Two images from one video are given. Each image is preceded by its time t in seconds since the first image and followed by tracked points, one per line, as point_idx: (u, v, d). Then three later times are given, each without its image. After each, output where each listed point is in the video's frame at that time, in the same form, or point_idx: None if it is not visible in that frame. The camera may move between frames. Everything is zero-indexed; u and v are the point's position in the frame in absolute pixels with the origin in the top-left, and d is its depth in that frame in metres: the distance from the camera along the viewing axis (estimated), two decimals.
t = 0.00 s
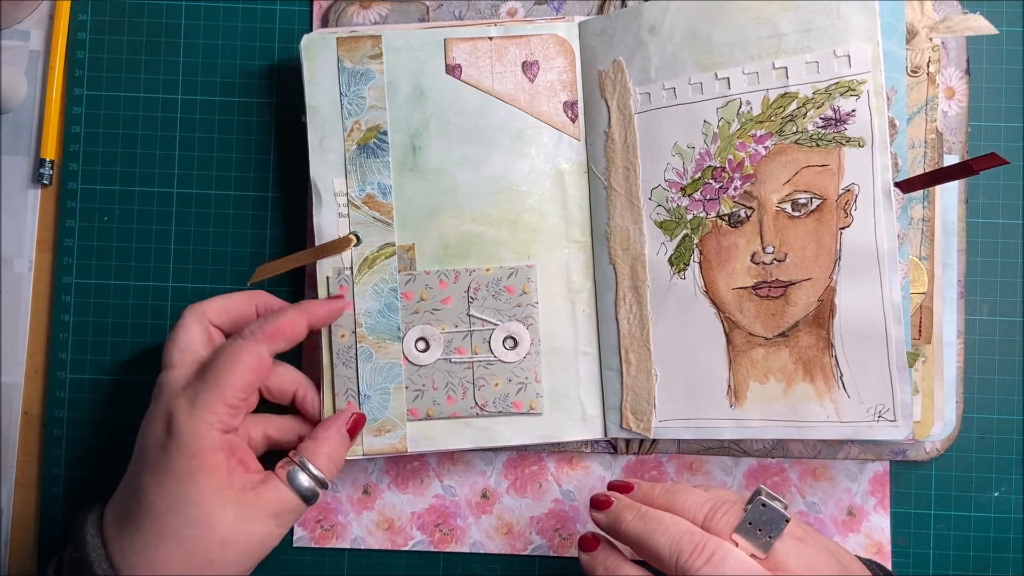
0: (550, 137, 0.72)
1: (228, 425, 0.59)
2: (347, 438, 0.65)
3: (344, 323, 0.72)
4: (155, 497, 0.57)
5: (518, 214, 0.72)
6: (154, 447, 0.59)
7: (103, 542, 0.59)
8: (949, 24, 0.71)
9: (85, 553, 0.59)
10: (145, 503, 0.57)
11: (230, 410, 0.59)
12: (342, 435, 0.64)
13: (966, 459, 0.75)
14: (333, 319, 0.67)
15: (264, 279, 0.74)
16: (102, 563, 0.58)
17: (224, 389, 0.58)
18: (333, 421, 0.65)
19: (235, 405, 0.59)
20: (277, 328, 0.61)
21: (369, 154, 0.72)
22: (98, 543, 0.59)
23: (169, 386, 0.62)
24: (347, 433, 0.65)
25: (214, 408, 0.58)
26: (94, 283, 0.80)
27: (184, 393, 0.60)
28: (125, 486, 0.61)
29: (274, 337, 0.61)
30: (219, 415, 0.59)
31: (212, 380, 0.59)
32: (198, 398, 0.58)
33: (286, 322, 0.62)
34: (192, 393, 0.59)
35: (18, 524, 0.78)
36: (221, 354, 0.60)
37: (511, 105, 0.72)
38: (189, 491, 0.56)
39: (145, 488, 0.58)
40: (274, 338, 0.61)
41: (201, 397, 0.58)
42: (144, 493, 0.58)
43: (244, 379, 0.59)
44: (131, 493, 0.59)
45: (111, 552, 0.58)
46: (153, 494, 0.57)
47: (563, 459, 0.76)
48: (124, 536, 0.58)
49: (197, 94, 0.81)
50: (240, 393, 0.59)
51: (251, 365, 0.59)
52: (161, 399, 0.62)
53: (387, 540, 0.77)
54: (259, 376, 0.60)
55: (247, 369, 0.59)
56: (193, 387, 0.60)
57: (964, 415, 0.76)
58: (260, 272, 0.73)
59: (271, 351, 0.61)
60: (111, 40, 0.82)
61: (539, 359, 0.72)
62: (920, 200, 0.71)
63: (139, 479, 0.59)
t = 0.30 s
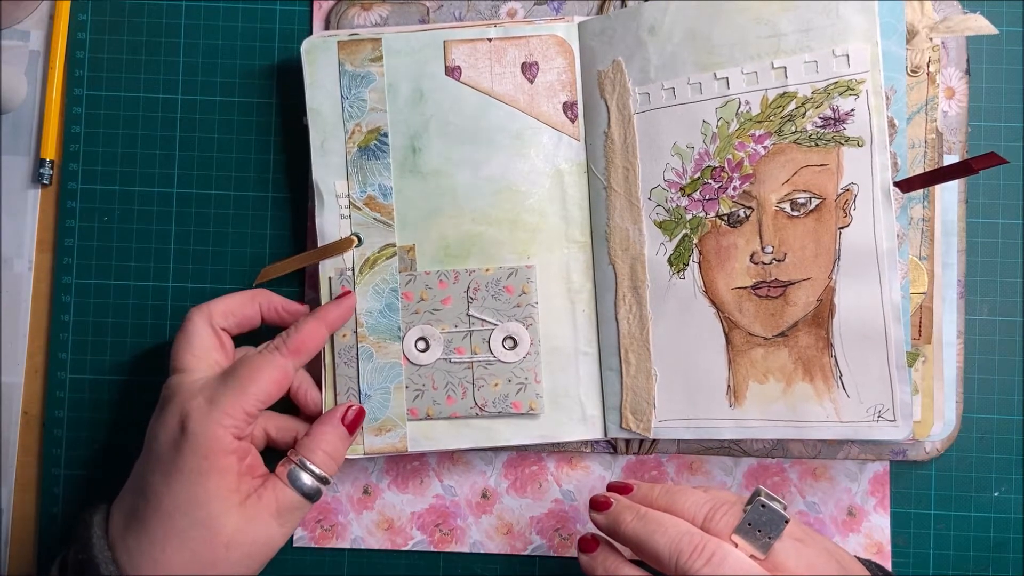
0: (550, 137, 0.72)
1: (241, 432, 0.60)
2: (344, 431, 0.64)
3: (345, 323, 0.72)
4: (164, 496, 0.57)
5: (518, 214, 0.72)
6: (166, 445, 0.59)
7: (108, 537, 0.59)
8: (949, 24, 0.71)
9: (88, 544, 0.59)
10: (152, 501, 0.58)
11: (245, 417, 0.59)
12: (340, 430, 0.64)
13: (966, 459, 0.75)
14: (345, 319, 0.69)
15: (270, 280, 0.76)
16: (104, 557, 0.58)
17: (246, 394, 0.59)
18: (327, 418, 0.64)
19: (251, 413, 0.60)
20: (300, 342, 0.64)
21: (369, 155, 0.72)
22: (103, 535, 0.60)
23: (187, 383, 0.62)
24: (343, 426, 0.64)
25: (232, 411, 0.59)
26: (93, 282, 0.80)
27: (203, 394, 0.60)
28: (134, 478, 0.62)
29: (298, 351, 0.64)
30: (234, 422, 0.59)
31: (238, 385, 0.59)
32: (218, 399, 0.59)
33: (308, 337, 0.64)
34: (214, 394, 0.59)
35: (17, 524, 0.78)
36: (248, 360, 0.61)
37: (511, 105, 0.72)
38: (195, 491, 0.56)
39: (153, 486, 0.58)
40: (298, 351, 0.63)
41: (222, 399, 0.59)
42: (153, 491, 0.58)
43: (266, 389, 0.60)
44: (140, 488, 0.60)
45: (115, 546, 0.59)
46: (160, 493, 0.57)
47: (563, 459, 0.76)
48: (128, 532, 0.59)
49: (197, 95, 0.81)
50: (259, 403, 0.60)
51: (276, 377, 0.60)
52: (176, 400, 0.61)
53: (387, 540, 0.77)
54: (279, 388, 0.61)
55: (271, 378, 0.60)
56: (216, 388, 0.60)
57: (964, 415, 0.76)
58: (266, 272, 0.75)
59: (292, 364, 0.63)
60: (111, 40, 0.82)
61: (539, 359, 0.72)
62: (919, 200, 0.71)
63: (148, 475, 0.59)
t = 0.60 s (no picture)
0: (550, 137, 0.72)
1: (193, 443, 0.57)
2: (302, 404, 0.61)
3: (345, 324, 0.72)
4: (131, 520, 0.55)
5: (518, 215, 0.72)
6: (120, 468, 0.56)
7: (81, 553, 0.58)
8: (949, 24, 0.71)
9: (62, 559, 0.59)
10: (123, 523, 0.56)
11: (193, 428, 0.57)
12: (296, 409, 0.60)
13: (966, 459, 0.75)
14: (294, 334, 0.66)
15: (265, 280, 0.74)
16: (81, 571, 0.57)
17: (187, 407, 0.55)
18: (280, 398, 0.60)
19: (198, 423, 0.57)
20: (242, 343, 0.59)
21: (369, 155, 0.72)
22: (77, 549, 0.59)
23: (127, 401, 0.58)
24: (299, 402, 0.60)
25: (176, 427, 0.55)
26: (94, 282, 0.80)
27: (144, 413, 0.56)
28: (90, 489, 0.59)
29: (236, 351, 0.59)
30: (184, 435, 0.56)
31: (180, 399, 0.55)
32: (160, 419, 0.55)
33: (251, 336, 0.60)
34: (156, 414, 0.55)
35: (17, 524, 0.78)
36: (183, 369, 0.57)
37: (511, 105, 0.72)
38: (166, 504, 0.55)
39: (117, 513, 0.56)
40: (236, 352, 0.59)
41: (164, 418, 0.55)
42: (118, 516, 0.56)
43: (207, 397, 0.56)
44: (99, 504, 0.58)
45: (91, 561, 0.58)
46: (127, 516, 0.56)
47: (563, 459, 0.76)
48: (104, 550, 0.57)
49: (197, 95, 0.81)
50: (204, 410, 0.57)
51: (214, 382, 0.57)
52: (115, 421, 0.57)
53: (387, 540, 0.77)
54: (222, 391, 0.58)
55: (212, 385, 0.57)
56: (157, 406, 0.56)
57: (965, 415, 0.76)
58: (261, 273, 0.73)
59: (233, 363, 0.60)
60: (112, 40, 0.82)
61: (539, 359, 0.72)
62: (920, 200, 0.71)
63: (107, 493, 0.57)
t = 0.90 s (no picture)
0: (550, 137, 0.72)
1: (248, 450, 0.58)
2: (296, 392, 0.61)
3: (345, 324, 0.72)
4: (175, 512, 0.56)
5: (518, 215, 0.72)
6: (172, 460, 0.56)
7: (103, 540, 0.57)
8: (949, 24, 0.71)
9: (86, 540, 0.57)
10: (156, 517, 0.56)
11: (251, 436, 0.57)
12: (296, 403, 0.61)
13: (965, 459, 0.75)
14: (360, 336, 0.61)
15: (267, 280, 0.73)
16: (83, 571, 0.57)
17: (259, 417, 0.57)
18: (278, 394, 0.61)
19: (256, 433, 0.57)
20: (320, 364, 0.59)
21: (369, 154, 0.72)
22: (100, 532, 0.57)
23: (189, 397, 0.58)
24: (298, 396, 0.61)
25: (240, 434, 0.56)
26: (94, 282, 0.80)
27: (210, 413, 0.57)
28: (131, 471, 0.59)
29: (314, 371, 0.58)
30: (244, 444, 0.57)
31: (253, 408, 0.56)
32: (231, 424, 0.56)
33: (326, 357, 0.59)
34: (224, 416, 0.56)
35: (17, 524, 0.78)
36: (257, 379, 0.57)
37: (511, 105, 0.72)
38: (209, 502, 0.56)
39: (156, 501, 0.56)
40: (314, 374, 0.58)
41: (235, 424, 0.56)
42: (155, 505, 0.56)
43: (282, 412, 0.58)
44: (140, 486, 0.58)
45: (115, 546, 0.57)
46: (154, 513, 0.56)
47: (563, 459, 0.76)
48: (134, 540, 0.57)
49: (197, 94, 0.81)
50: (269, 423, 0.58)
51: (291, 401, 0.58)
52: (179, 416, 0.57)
53: (387, 540, 0.77)
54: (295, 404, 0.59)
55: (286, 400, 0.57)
56: (226, 406, 0.56)
57: (964, 415, 0.76)
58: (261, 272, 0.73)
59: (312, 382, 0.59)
60: (111, 40, 0.82)
61: (539, 359, 0.72)
62: (919, 200, 0.71)
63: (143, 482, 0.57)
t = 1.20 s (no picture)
0: (550, 137, 0.72)
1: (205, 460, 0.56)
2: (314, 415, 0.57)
3: (345, 324, 0.72)
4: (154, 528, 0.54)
5: (518, 215, 0.72)
6: (134, 479, 0.54)
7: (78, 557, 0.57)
8: (949, 24, 0.71)
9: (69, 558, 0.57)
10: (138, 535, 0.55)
11: (206, 443, 0.55)
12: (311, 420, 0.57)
13: (965, 459, 0.75)
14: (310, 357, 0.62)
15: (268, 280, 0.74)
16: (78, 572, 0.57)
17: (202, 421, 0.54)
18: (297, 407, 0.57)
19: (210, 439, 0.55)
20: (256, 360, 0.57)
21: (369, 154, 0.72)
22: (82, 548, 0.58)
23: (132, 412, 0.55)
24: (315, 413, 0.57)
25: (192, 443, 0.54)
26: (94, 282, 0.80)
27: (156, 426, 0.54)
28: (96, 490, 0.58)
29: (251, 368, 0.56)
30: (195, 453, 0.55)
31: (194, 408, 0.54)
32: (177, 435, 0.53)
33: (265, 354, 0.57)
34: (170, 427, 0.54)
35: (17, 524, 0.78)
36: (194, 380, 0.55)
37: (511, 105, 0.72)
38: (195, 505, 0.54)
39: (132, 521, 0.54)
40: (252, 370, 0.56)
41: (180, 434, 0.53)
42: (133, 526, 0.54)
43: (222, 414, 0.55)
44: (110, 499, 0.56)
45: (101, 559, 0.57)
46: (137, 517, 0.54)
47: (563, 459, 0.76)
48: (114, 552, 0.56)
49: (197, 95, 0.81)
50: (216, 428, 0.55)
51: (228, 399, 0.55)
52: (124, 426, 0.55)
53: (387, 540, 0.77)
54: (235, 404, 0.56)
55: (226, 399, 0.55)
56: (171, 416, 0.54)
57: (964, 415, 0.76)
58: (262, 272, 0.73)
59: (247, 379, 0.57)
60: (112, 40, 0.82)
61: (539, 359, 0.72)
62: (920, 200, 0.71)
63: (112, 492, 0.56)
